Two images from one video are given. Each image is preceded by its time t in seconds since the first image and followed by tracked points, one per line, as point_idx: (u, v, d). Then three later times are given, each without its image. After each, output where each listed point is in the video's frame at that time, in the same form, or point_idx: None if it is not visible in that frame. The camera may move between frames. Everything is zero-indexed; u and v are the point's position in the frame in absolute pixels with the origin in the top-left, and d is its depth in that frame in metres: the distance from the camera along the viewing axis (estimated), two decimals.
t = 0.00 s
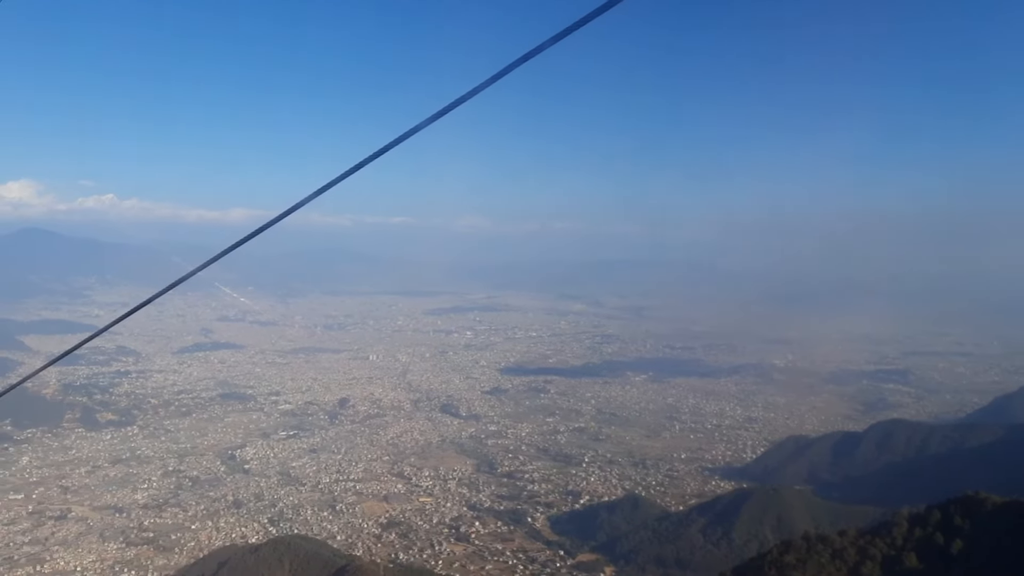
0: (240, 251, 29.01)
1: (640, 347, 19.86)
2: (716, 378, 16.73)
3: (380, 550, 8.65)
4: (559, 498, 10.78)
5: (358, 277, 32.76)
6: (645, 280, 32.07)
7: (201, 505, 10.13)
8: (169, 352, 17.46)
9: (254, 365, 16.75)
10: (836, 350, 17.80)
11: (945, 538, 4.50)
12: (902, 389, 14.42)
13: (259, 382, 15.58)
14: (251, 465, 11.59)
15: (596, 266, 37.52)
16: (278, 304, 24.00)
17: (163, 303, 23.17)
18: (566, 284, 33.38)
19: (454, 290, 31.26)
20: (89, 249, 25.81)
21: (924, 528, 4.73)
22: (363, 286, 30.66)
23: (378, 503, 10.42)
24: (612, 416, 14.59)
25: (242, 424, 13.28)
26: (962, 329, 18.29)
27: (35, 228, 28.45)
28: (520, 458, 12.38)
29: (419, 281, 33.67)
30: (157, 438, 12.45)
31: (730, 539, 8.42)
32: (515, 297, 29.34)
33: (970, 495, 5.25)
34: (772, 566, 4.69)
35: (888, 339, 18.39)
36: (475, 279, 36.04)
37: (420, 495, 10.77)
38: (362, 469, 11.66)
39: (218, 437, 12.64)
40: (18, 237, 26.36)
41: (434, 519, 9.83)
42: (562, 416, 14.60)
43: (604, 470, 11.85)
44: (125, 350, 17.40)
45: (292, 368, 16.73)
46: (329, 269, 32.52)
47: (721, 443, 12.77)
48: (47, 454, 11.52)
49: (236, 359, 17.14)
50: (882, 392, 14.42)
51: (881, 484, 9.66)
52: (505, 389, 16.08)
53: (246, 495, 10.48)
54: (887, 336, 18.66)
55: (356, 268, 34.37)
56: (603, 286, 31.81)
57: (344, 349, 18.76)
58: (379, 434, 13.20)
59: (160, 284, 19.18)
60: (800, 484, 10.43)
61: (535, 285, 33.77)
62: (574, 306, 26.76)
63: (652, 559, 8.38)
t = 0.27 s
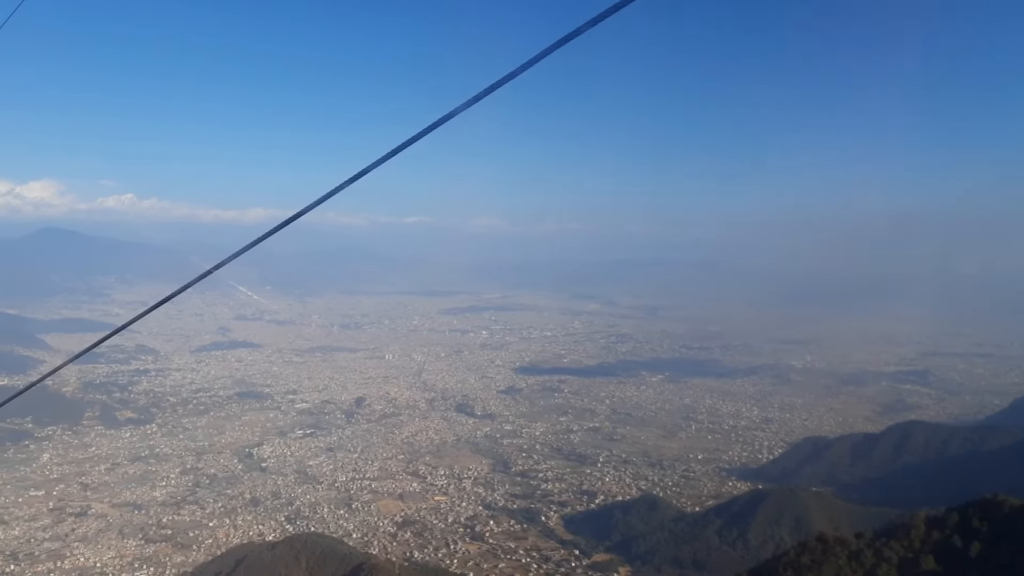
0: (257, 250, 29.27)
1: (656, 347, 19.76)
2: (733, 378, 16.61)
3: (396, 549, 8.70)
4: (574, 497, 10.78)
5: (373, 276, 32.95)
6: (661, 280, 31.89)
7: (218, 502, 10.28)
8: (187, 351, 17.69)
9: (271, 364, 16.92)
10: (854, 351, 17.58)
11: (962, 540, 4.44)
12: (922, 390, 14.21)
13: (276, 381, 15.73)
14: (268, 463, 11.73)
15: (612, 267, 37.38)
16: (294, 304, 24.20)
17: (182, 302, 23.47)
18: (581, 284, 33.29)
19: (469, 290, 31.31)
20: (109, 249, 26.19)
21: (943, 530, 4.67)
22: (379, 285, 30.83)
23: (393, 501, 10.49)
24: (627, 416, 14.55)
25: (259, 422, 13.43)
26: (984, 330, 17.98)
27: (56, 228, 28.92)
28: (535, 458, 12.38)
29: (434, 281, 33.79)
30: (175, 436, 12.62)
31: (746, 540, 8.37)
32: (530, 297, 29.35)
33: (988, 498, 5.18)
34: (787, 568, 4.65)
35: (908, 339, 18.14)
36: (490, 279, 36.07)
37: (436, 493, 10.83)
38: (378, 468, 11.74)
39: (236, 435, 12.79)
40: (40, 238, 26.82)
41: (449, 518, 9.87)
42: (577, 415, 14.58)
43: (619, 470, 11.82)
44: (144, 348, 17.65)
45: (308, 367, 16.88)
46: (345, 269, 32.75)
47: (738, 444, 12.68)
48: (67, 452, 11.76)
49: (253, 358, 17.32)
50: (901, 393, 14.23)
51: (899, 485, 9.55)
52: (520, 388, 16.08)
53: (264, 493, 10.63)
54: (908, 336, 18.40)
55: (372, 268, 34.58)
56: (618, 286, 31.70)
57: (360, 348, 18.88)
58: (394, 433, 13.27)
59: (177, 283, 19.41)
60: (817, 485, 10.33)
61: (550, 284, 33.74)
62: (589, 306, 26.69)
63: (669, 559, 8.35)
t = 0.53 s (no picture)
0: (272, 250, 29.51)
1: (670, 347, 19.67)
2: (749, 379, 16.49)
3: (410, 548, 8.76)
4: (586, 496, 10.78)
5: (388, 275, 33.11)
6: (676, 279, 31.71)
7: (234, 501, 10.42)
8: (204, 350, 17.89)
9: (286, 364, 17.07)
10: (872, 351, 17.39)
11: (979, 543, 4.39)
12: (940, 390, 14.03)
13: (291, 380, 15.88)
14: (283, 462, 11.86)
15: (626, 266, 37.23)
16: (309, 303, 24.38)
17: (199, 302, 23.74)
18: (596, 284, 33.19)
19: (483, 290, 31.34)
20: (127, 248, 26.54)
21: (959, 533, 4.62)
22: (394, 285, 30.98)
23: (407, 500, 10.56)
24: (641, 416, 14.51)
25: (275, 421, 13.56)
26: (1005, 330, 17.70)
27: (76, 228, 29.37)
28: (548, 457, 12.40)
29: (448, 280, 33.86)
30: (192, 435, 12.78)
31: (761, 542, 8.33)
32: (544, 297, 29.33)
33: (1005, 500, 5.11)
34: (802, 569, 4.63)
35: (927, 340, 17.90)
36: (504, 279, 36.10)
37: (449, 493, 10.88)
38: (392, 467, 11.82)
39: (252, 434, 12.94)
40: (59, 237, 27.25)
41: (463, 518, 9.91)
42: (590, 415, 14.56)
43: (632, 470, 11.80)
44: (161, 348, 17.88)
45: (323, 366, 17.00)
46: (360, 269, 32.93)
47: (754, 445, 12.60)
48: (85, 450, 11.96)
49: (269, 357, 17.49)
50: (920, 394, 14.06)
51: (917, 486, 9.44)
52: (534, 388, 16.08)
53: (279, 492, 10.75)
54: (926, 337, 18.17)
55: (386, 267, 34.75)
56: (633, 285, 31.59)
57: (374, 348, 18.99)
58: (408, 432, 13.34)
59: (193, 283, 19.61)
60: (833, 487, 10.24)
61: (565, 284, 33.69)
62: (603, 306, 26.61)
63: (683, 560, 8.33)
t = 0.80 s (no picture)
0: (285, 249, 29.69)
1: (681, 347, 19.59)
2: (761, 380, 16.41)
3: (420, 548, 8.80)
4: (596, 496, 10.79)
5: (400, 275, 33.22)
6: (688, 279, 31.55)
7: (246, 499, 10.52)
8: (217, 349, 18.05)
9: (298, 363, 17.18)
10: (886, 353, 17.23)
11: (992, 546, 4.35)
12: (956, 393, 13.89)
13: (303, 379, 15.98)
14: (295, 460, 11.96)
15: (638, 266, 37.11)
16: (322, 302, 24.52)
17: (212, 301, 23.95)
18: (607, 283, 33.11)
19: (494, 289, 31.37)
20: (142, 247, 26.82)
21: (972, 537, 4.58)
22: (406, 284, 31.09)
23: (418, 499, 10.61)
24: (651, 416, 14.47)
25: (287, 420, 13.66)
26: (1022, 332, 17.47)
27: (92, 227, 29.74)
28: (558, 457, 12.40)
29: (460, 280, 33.93)
30: (205, 433, 12.91)
31: (774, 544, 8.29)
32: (555, 297, 29.30)
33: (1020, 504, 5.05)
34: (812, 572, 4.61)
35: (942, 341, 17.71)
36: (515, 278, 36.12)
37: (460, 492, 10.92)
38: (403, 467, 11.88)
39: (264, 432, 13.05)
40: (75, 236, 27.59)
41: (473, 517, 9.95)
42: (600, 415, 14.54)
43: (642, 470, 11.78)
44: (175, 346, 18.05)
45: (335, 366, 17.10)
46: (372, 268, 33.07)
47: (766, 446, 12.54)
48: (99, 447, 12.11)
49: (281, 356, 17.61)
50: (934, 397, 13.93)
51: (931, 489, 9.35)
52: (545, 388, 16.08)
53: (291, 490, 10.84)
54: (941, 339, 17.97)
55: (398, 267, 34.88)
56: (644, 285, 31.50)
57: (386, 347, 19.06)
58: (420, 431, 13.39)
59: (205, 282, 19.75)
60: (846, 489, 10.18)
61: (576, 284, 33.65)
62: (614, 306, 26.56)
63: (694, 562, 8.31)
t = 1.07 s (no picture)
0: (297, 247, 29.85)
1: (691, 347, 19.51)
2: (773, 381, 16.33)
3: (430, 546, 8.84)
4: (604, 495, 10.79)
5: (411, 273, 33.33)
6: (700, 279, 31.41)
7: (258, 495, 10.62)
8: (230, 346, 18.19)
9: (310, 360, 17.28)
10: (900, 355, 17.09)
11: (1004, 549, 4.32)
12: (970, 395, 13.76)
13: (315, 376, 16.08)
14: (306, 457, 12.05)
15: (649, 265, 36.97)
16: (333, 300, 24.64)
17: (225, 298, 24.13)
18: (618, 283, 33.04)
19: (505, 288, 31.39)
20: (155, 245, 27.07)
21: (983, 541, 4.55)
22: (417, 283, 31.18)
23: (429, 498, 10.66)
24: (660, 416, 14.45)
25: (298, 417, 13.75)
26: None
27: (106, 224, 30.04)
28: (568, 457, 12.42)
29: (471, 279, 33.98)
30: (217, 429, 13.03)
31: (786, 546, 8.27)
32: (566, 296, 29.26)
33: None
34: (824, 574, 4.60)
35: (957, 344, 17.54)
36: (526, 278, 36.10)
37: (469, 491, 10.96)
38: (414, 465, 11.94)
39: (276, 429, 13.15)
40: (90, 233, 27.88)
41: (483, 516, 9.98)
42: (609, 414, 14.53)
43: (650, 470, 11.77)
44: (188, 343, 18.22)
45: (346, 363, 17.19)
46: (383, 267, 33.20)
47: (778, 448, 12.48)
48: (113, 443, 12.25)
49: (293, 354, 17.73)
50: (949, 399, 13.81)
51: (945, 492, 9.28)
52: (555, 387, 16.08)
53: (302, 487, 10.93)
54: (956, 341, 17.80)
55: (410, 265, 34.99)
56: (656, 285, 31.41)
57: (397, 345, 19.14)
58: (430, 430, 13.44)
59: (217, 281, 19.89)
60: (858, 491, 10.12)
61: (587, 283, 33.60)
62: (624, 306, 26.49)
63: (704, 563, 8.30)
